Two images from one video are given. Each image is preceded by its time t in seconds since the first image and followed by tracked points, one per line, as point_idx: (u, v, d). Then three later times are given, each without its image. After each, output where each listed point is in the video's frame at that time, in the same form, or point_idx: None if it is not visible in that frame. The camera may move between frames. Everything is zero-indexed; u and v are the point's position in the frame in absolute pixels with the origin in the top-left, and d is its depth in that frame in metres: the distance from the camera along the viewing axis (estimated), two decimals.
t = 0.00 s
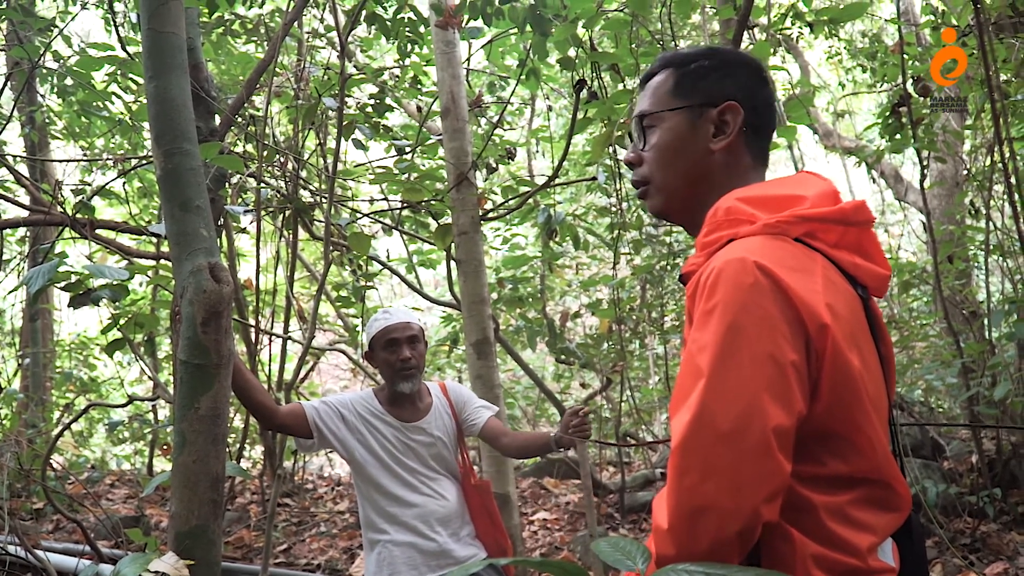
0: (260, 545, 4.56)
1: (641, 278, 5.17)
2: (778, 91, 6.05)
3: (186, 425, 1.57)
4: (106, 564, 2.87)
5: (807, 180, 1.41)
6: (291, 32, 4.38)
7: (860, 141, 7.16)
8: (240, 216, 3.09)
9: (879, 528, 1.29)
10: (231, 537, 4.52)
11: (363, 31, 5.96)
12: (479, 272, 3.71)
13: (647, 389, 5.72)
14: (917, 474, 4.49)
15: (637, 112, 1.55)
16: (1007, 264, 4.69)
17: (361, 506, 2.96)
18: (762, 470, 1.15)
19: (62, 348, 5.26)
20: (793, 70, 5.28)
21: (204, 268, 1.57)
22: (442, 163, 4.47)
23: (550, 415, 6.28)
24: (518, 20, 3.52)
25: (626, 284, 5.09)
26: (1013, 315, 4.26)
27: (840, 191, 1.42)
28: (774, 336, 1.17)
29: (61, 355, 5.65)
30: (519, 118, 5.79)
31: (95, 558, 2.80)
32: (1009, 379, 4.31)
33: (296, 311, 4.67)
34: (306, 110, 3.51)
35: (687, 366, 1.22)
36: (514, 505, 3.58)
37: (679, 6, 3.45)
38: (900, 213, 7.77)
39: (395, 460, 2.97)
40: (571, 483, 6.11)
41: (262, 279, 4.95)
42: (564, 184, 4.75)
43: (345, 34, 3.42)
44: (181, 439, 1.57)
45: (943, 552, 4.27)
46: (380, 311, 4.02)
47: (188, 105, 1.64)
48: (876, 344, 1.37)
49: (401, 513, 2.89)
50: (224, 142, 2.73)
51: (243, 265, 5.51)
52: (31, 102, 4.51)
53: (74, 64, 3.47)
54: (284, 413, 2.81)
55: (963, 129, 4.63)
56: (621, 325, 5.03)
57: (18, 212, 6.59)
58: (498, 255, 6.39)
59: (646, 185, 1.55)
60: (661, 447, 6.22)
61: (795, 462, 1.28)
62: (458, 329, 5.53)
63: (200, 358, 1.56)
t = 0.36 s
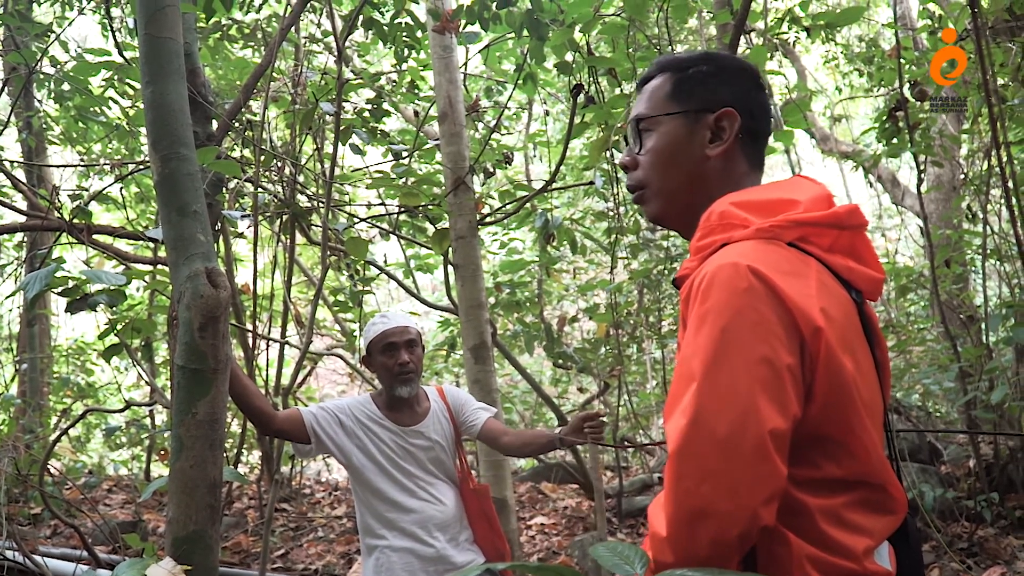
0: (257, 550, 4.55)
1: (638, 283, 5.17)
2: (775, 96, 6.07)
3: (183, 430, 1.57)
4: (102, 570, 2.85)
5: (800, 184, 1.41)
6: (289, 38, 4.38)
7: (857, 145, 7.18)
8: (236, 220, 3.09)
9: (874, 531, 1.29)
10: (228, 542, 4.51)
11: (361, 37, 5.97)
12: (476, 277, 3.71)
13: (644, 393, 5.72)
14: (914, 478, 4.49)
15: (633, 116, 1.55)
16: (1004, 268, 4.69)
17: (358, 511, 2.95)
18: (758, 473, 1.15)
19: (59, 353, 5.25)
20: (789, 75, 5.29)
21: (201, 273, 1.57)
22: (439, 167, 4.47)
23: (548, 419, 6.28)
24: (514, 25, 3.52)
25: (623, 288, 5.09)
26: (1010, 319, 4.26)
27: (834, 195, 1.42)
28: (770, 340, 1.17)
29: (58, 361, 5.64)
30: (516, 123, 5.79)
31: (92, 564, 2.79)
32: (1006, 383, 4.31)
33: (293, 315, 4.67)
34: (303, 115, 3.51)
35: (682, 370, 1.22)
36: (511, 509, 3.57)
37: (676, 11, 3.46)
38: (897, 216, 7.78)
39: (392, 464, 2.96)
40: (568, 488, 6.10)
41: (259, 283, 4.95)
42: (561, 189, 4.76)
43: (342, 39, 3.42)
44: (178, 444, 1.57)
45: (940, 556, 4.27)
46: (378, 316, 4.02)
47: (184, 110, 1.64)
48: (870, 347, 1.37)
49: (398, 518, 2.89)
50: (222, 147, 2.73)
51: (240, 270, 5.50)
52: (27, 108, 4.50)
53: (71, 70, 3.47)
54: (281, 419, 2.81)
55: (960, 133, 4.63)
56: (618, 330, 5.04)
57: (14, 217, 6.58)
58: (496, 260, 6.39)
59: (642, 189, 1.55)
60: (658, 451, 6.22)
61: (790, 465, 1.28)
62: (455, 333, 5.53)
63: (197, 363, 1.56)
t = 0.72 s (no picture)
0: (253, 551, 4.55)
1: (636, 286, 5.17)
2: (773, 100, 6.08)
3: (178, 430, 1.56)
4: (97, 570, 2.84)
5: (799, 189, 1.42)
6: (287, 38, 4.38)
7: (855, 150, 7.20)
8: (234, 221, 3.08)
9: (871, 537, 1.29)
10: (223, 543, 4.51)
11: (360, 38, 5.97)
12: (474, 279, 3.71)
13: (641, 396, 5.72)
14: (910, 483, 4.49)
15: (628, 124, 1.52)
16: (1001, 273, 4.70)
17: (355, 513, 2.95)
18: (753, 481, 1.15)
19: (54, 353, 5.24)
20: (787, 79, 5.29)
21: (197, 273, 1.57)
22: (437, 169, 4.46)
23: (544, 422, 6.28)
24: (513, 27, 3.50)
25: (621, 291, 5.10)
26: (1006, 325, 4.27)
27: (832, 200, 1.42)
28: (767, 348, 1.17)
29: (54, 360, 5.63)
30: (515, 125, 5.80)
31: (87, 564, 2.77)
32: (1002, 388, 4.31)
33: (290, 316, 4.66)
34: (301, 116, 3.50)
35: (679, 375, 1.22)
36: (508, 512, 3.57)
37: (675, 15, 3.46)
38: (894, 221, 7.80)
39: (389, 466, 2.96)
40: (564, 491, 6.10)
41: (257, 284, 4.95)
42: (558, 191, 4.76)
43: (341, 40, 3.42)
44: (173, 444, 1.57)
45: (935, 561, 4.28)
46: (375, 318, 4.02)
47: (182, 110, 1.64)
48: (869, 352, 1.37)
49: (394, 521, 2.88)
50: (219, 147, 2.73)
51: (237, 270, 5.50)
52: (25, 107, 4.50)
53: (69, 69, 3.46)
54: (277, 420, 2.80)
55: (957, 138, 4.64)
56: (616, 332, 5.04)
57: (11, 216, 6.57)
58: (493, 262, 6.39)
59: (644, 197, 1.52)
60: (654, 454, 6.22)
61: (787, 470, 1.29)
62: (452, 335, 5.53)
63: (193, 363, 1.56)
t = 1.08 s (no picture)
0: (247, 550, 4.54)
1: (633, 288, 5.17)
2: (772, 103, 6.08)
3: (174, 428, 1.56)
4: (90, 567, 2.83)
5: (800, 193, 1.42)
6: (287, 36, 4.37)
7: (852, 155, 7.21)
8: (232, 218, 3.08)
9: (864, 543, 1.29)
10: (217, 541, 4.50)
11: (359, 37, 5.97)
12: (471, 279, 3.71)
13: (637, 398, 5.72)
14: (905, 489, 4.50)
15: (638, 118, 1.53)
16: (997, 280, 4.71)
17: (350, 512, 2.95)
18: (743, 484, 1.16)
19: (50, 348, 5.23)
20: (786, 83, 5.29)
21: (195, 270, 1.57)
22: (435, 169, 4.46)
23: (539, 423, 6.29)
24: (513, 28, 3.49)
25: (618, 293, 5.11)
26: (1002, 331, 4.28)
27: (832, 205, 1.42)
28: (762, 352, 1.18)
29: (49, 356, 5.62)
30: (514, 126, 5.80)
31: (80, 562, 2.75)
32: (998, 395, 4.32)
33: (287, 314, 4.66)
34: (301, 114, 3.50)
35: (674, 375, 1.23)
36: (502, 513, 3.57)
37: (675, 18, 3.47)
38: (891, 227, 7.82)
39: (384, 465, 2.96)
40: (559, 492, 6.10)
41: (254, 281, 4.95)
42: (556, 193, 4.76)
43: (341, 39, 3.41)
44: (168, 441, 1.57)
45: (930, 567, 4.29)
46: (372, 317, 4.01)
47: (182, 107, 1.64)
48: (867, 357, 1.37)
49: (389, 521, 2.88)
50: (219, 145, 2.73)
51: (234, 267, 5.50)
52: (23, 101, 4.49)
53: (69, 65, 3.46)
54: (273, 419, 2.80)
55: (955, 144, 4.65)
56: (612, 334, 5.05)
57: (8, 211, 6.56)
58: (491, 263, 6.39)
59: (649, 193, 1.51)
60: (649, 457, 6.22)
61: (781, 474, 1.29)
62: (449, 335, 5.53)
63: (189, 361, 1.56)
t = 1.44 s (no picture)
0: (242, 559, 4.53)
1: (631, 298, 5.17)
2: (770, 115, 6.10)
3: (171, 437, 1.55)
4: None
5: (799, 203, 1.42)
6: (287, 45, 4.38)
7: (850, 167, 7.23)
8: (231, 227, 3.08)
9: (860, 554, 1.27)
10: (213, 551, 4.49)
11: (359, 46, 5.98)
12: (469, 289, 3.71)
13: (634, 409, 5.71)
14: (903, 502, 4.50)
15: (634, 136, 1.52)
16: (995, 293, 4.71)
17: (347, 522, 2.94)
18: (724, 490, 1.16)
19: (47, 356, 5.22)
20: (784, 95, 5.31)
21: (194, 279, 1.56)
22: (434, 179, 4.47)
23: (537, 434, 6.28)
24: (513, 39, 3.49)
25: (616, 303, 5.11)
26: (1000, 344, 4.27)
27: (831, 216, 1.42)
28: (750, 361, 1.18)
29: (46, 363, 5.60)
30: (513, 136, 5.81)
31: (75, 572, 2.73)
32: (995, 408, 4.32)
33: (285, 323, 4.66)
34: (300, 123, 3.50)
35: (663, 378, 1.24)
36: (499, 523, 3.56)
37: (675, 29, 3.48)
38: (888, 238, 7.83)
39: (382, 475, 2.95)
40: (556, 503, 6.09)
41: (251, 290, 4.95)
42: (555, 203, 4.76)
43: (341, 48, 3.42)
44: (166, 450, 1.56)
45: None
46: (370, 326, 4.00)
47: (182, 116, 1.64)
48: (866, 368, 1.36)
49: (386, 531, 2.87)
50: (218, 154, 2.73)
51: (232, 276, 5.49)
52: (23, 109, 4.49)
53: (70, 73, 3.46)
54: (270, 428, 2.78)
55: (953, 157, 4.66)
56: (610, 345, 5.06)
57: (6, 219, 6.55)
58: (489, 272, 6.39)
59: (646, 210, 1.52)
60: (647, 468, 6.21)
61: (776, 480, 1.28)
62: (446, 345, 5.52)
63: (188, 370, 1.55)
